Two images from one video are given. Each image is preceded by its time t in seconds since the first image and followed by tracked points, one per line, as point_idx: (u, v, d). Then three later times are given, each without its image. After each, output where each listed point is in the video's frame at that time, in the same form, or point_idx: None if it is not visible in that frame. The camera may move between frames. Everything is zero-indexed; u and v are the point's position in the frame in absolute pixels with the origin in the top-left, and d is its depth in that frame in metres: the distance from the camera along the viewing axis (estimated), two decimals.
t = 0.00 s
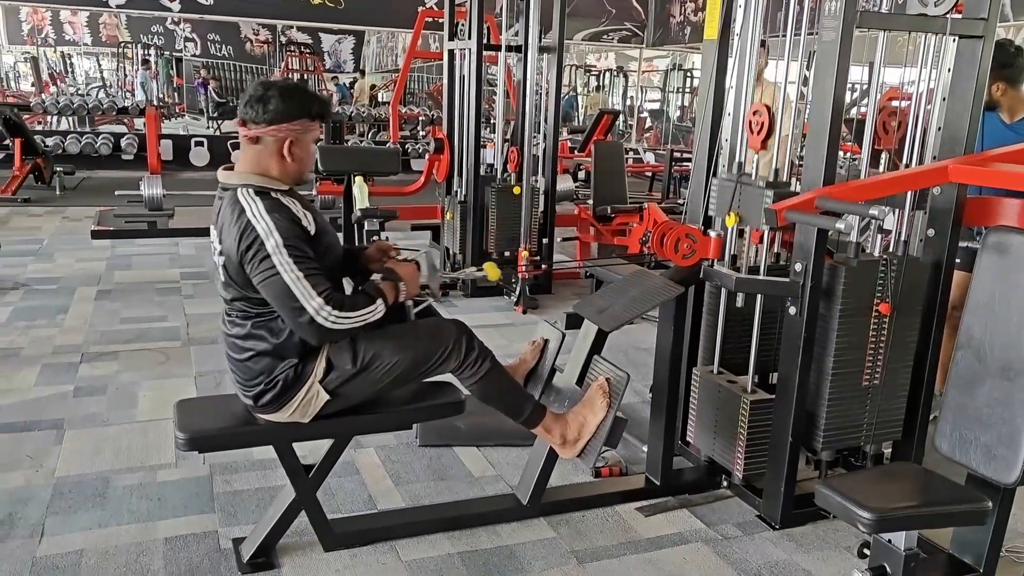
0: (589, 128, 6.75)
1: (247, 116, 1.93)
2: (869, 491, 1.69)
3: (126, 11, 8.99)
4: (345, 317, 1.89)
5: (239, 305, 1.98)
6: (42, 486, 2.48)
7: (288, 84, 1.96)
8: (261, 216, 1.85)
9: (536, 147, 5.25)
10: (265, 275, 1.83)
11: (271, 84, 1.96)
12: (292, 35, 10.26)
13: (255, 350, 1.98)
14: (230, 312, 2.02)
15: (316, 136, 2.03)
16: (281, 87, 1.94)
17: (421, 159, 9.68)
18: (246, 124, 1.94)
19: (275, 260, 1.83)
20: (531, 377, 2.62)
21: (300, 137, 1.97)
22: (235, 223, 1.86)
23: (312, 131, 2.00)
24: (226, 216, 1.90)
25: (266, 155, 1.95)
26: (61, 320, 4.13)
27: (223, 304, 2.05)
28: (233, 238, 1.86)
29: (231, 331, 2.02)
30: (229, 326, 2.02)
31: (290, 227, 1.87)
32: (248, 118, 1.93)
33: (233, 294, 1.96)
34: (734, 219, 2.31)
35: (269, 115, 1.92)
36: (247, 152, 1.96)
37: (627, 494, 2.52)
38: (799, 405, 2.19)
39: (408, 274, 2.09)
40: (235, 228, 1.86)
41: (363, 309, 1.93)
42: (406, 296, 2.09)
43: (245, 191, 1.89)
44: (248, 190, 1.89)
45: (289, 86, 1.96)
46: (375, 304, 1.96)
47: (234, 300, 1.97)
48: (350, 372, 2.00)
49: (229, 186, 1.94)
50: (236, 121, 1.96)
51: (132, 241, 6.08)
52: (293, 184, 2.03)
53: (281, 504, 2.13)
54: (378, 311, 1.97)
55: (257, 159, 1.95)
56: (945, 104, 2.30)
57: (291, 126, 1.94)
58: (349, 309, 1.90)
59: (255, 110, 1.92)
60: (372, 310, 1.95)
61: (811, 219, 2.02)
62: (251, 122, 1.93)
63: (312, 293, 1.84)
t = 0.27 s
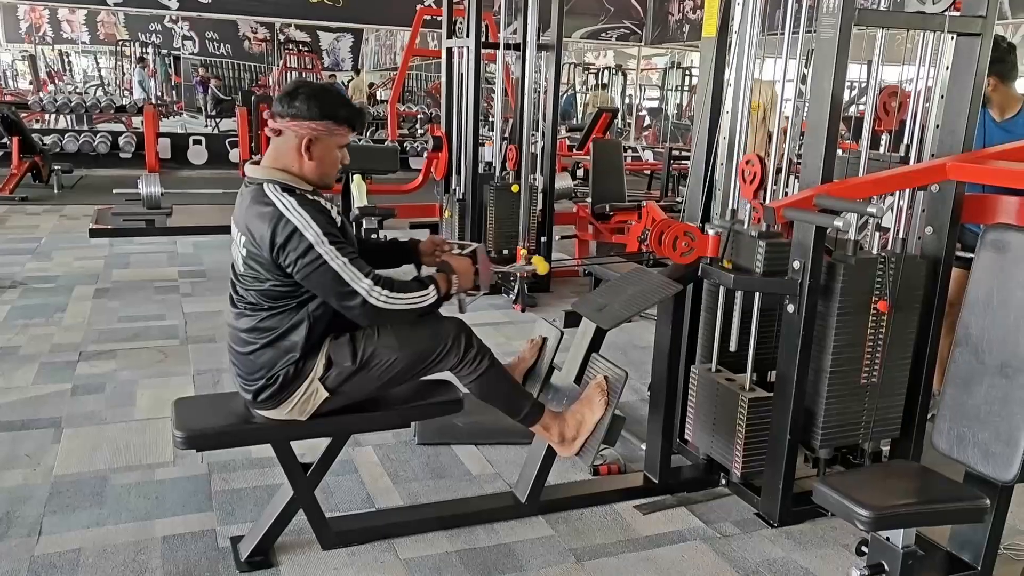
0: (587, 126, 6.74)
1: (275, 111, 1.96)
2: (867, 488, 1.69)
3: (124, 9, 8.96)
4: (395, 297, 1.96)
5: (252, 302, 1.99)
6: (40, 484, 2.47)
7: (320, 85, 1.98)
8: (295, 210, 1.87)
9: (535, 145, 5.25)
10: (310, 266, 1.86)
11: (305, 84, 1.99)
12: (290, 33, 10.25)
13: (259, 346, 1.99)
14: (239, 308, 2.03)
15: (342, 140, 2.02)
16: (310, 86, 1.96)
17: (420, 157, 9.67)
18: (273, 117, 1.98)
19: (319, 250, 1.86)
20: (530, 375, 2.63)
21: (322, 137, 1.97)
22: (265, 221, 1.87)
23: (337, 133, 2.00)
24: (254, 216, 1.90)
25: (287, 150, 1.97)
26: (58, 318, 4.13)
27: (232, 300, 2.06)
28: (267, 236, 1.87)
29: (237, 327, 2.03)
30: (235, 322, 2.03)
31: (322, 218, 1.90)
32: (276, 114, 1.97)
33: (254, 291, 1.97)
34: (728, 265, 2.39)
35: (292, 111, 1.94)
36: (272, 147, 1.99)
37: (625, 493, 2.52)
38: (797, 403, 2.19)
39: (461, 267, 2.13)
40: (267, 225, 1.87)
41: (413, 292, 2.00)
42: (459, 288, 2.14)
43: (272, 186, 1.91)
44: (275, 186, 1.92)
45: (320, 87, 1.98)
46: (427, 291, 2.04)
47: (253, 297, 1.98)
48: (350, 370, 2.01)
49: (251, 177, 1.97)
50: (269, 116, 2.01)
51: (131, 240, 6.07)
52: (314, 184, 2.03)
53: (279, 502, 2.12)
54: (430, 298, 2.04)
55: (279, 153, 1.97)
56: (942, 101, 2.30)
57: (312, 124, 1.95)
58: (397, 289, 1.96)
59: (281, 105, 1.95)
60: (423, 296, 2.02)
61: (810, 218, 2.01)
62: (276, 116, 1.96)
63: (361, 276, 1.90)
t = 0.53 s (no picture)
0: (586, 122, 6.74)
1: (306, 108, 2.01)
2: (865, 485, 1.69)
3: (121, 5, 8.96)
4: (433, 276, 2.00)
5: (261, 294, 2.00)
6: (37, 480, 2.47)
7: (353, 89, 2.02)
8: (324, 202, 1.90)
9: (534, 142, 5.26)
10: (347, 254, 1.88)
11: (341, 87, 2.03)
12: (288, 30, 10.26)
13: (264, 339, 1.99)
14: (246, 299, 2.03)
15: (367, 146, 2.06)
16: (344, 90, 2.00)
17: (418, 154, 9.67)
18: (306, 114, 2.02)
19: (355, 238, 1.89)
20: (527, 372, 2.63)
21: (348, 139, 2.01)
22: (293, 216, 1.89)
23: (364, 138, 2.04)
24: (280, 212, 1.91)
25: (312, 148, 2.01)
26: (55, 315, 4.12)
27: (238, 290, 2.06)
28: (297, 230, 1.89)
29: (241, 318, 2.03)
30: (240, 313, 2.04)
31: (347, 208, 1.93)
32: (307, 111, 2.02)
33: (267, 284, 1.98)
34: (721, 305, 2.41)
35: (323, 110, 1.98)
36: (298, 143, 2.03)
37: (623, 489, 2.52)
38: (794, 400, 2.19)
39: (505, 261, 2.17)
40: (297, 219, 1.89)
41: (451, 273, 2.05)
42: (499, 281, 2.17)
43: (297, 180, 1.94)
44: (299, 179, 1.94)
45: (354, 91, 2.02)
46: (468, 275, 2.08)
47: (265, 289, 1.99)
48: (349, 366, 2.01)
49: (275, 169, 2.01)
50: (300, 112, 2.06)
51: (128, 236, 6.06)
52: (334, 185, 2.06)
53: (277, 498, 2.12)
54: (471, 282, 2.08)
55: (305, 149, 2.01)
56: (941, 98, 2.30)
57: (340, 126, 1.98)
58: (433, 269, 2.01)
59: (313, 103, 1.99)
60: (464, 279, 2.07)
61: (808, 214, 2.01)
62: (307, 113, 2.01)
63: (397, 256, 1.94)
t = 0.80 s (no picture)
0: (587, 123, 6.75)
1: (318, 110, 2.04)
2: (863, 486, 1.69)
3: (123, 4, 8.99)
4: (453, 263, 2.03)
5: (269, 290, 1.99)
6: (37, 478, 2.48)
7: (363, 89, 2.03)
8: (344, 199, 1.92)
9: (534, 142, 5.26)
10: (370, 248, 1.91)
11: (352, 88, 2.05)
12: (290, 29, 10.29)
13: (268, 336, 1.99)
14: (252, 294, 2.02)
15: (377, 144, 2.04)
16: (354, 90, 2.01)
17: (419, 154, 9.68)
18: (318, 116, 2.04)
19: (377, 232, 1.91)
20: (527, 372, 2.63)
21: (356, 136, 2.00)
22: (313, 214, 1.91)
23: (373, 136, 2.02)
24: (300, 211, 1.93)
25: (323, 147, 2.02)
26: (55, 313, 4.12)
27: (245, 285, 2.06)
28: (317, 228, 1.90)
29: (246, 314, 2.03)
30: (246, 309, 2.03)
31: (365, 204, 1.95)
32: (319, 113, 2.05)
33: (276, 280, 1.98)
34: (718, 330, 2.44)
35: (331, 109, 2.00)
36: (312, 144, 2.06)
37: (623, 489, 2.52)
38: (794, 401, 2.20)
39: (530, 257, 2.19)
40: (317, 218, 1.91)
41: (472, 261, 2.07)
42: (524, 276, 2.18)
43: (315, 180, 1.96)
44: (318, 180, 1.96)
45: (365, 92, 2.03)
46: (490, 266, 2.10)
47: (275, 285, 1.99)
48: (350, 364, 2.01)
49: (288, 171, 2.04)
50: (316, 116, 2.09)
51: (129, 235, 6.07)
52: (347, 185, 2.05)
53: (276, 497, 2.13)
54: (493, 272, 2.11)
55: (316, 150, 2.03)
56: (941, 100, 2.30)
57: (347, 124, 1.99)
58: (452, 257, 2.04)
59: (323, 104, 2.02)
60: (487, 268, 2.09)
61: (809, 215, 2.01)
62: (318, 115, 2.03)
63: (417, 245, 1.98)
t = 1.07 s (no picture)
0: (587, 124, 6.75)
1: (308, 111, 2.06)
2: (862, 488, 1.69)
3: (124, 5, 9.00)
4: (454, 261, 2.03)
5: (268, 290, 1.99)
6: (37, 479, 2.48)
7: (349, 85, 2.03)
8: (344, 200, 1.92)
9: (534, 144, 5.26)
10: (371, 248, 1.91)
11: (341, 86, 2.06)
12: (290, 30, 10.29)
13: (268, 336, 1.99)
14: (252, 295, 2.02)
15: (363, 136, 2.02)
16: (338, 86, 2.02)
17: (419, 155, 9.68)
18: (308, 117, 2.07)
19: (377, 232, 1.91)
20: (526, 373, 2.63)
21: (339, 131, 2.00)
22: (313, 215, 1.91)
23: (356, 129, 2.01)
24: (299, 213, 1.93)
25: (312, 146, 2.04)
26: (55, 314, 4.12)
27: (245, 286, 2.06)
28: (318, 230, 1.90)
29: (246, 314, 2.02)
30: (245, 309, 2.03)
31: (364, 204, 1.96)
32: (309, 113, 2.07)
33: (275, 281, 1.98)
34: (717, 335, 2.44)
35: (315, 108, 2.02)
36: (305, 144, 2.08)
37: (622, 490, 2.52)
38: (793, 402, 2.19)
39: (532, 259, 2.21)
40: (317, 218, 1.91)
41: (473, 259, 2.07)
42: (525, 278, 2.20)
43: (313, 182, 1.96)
44: (315, 181, 1.97)
45: (350, 88, 2.03)
46: (491, 265, 2.10)
47: (274, 286, 1.98)
48: (349, 364, 2.01)
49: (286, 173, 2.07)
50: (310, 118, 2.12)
51: (129, 236, 6.07)
52: (338, 181, 2.05)
53: (275, 498, 2.12)
54: (494, 272, 2.11)
55: (307, 150, 2.06)
56: (941, 102, 2.31)
57: (329, 119, 1.99)
58: (453, 256, 2.04)
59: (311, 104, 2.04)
60: (487, 268, 2.10)
61: (809, 217, 2.01)
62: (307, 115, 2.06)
63: (417, 243, 1.98)
